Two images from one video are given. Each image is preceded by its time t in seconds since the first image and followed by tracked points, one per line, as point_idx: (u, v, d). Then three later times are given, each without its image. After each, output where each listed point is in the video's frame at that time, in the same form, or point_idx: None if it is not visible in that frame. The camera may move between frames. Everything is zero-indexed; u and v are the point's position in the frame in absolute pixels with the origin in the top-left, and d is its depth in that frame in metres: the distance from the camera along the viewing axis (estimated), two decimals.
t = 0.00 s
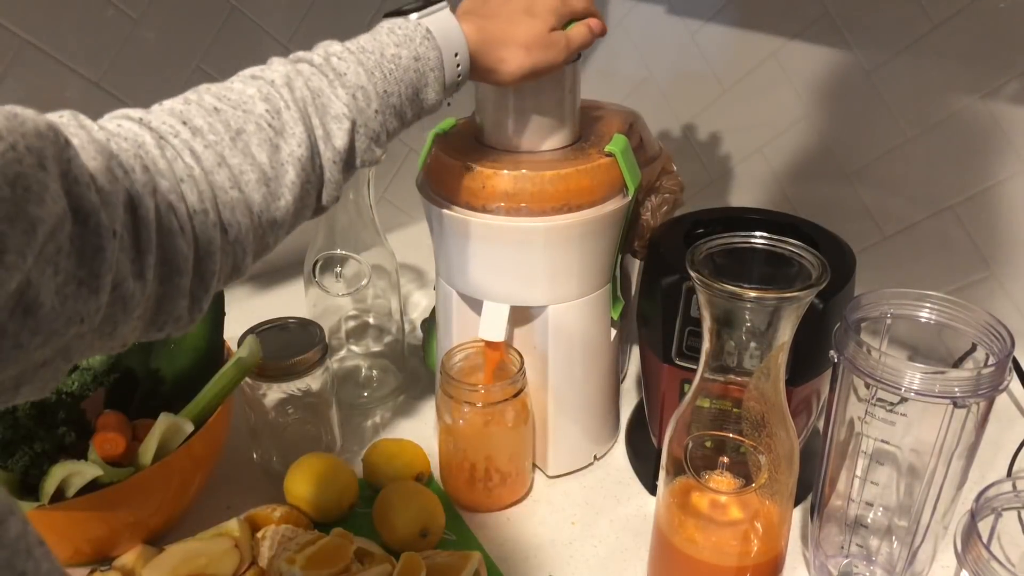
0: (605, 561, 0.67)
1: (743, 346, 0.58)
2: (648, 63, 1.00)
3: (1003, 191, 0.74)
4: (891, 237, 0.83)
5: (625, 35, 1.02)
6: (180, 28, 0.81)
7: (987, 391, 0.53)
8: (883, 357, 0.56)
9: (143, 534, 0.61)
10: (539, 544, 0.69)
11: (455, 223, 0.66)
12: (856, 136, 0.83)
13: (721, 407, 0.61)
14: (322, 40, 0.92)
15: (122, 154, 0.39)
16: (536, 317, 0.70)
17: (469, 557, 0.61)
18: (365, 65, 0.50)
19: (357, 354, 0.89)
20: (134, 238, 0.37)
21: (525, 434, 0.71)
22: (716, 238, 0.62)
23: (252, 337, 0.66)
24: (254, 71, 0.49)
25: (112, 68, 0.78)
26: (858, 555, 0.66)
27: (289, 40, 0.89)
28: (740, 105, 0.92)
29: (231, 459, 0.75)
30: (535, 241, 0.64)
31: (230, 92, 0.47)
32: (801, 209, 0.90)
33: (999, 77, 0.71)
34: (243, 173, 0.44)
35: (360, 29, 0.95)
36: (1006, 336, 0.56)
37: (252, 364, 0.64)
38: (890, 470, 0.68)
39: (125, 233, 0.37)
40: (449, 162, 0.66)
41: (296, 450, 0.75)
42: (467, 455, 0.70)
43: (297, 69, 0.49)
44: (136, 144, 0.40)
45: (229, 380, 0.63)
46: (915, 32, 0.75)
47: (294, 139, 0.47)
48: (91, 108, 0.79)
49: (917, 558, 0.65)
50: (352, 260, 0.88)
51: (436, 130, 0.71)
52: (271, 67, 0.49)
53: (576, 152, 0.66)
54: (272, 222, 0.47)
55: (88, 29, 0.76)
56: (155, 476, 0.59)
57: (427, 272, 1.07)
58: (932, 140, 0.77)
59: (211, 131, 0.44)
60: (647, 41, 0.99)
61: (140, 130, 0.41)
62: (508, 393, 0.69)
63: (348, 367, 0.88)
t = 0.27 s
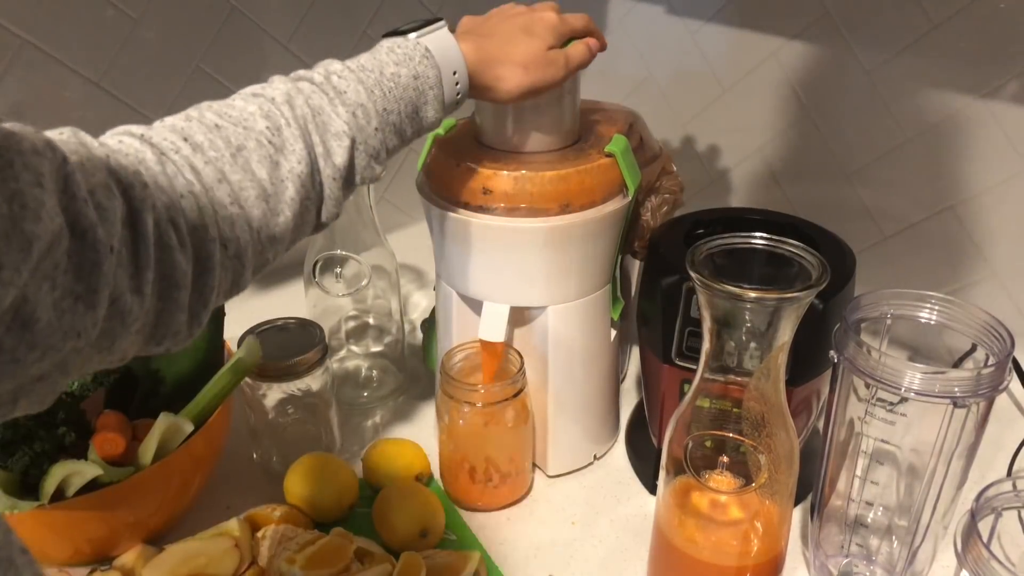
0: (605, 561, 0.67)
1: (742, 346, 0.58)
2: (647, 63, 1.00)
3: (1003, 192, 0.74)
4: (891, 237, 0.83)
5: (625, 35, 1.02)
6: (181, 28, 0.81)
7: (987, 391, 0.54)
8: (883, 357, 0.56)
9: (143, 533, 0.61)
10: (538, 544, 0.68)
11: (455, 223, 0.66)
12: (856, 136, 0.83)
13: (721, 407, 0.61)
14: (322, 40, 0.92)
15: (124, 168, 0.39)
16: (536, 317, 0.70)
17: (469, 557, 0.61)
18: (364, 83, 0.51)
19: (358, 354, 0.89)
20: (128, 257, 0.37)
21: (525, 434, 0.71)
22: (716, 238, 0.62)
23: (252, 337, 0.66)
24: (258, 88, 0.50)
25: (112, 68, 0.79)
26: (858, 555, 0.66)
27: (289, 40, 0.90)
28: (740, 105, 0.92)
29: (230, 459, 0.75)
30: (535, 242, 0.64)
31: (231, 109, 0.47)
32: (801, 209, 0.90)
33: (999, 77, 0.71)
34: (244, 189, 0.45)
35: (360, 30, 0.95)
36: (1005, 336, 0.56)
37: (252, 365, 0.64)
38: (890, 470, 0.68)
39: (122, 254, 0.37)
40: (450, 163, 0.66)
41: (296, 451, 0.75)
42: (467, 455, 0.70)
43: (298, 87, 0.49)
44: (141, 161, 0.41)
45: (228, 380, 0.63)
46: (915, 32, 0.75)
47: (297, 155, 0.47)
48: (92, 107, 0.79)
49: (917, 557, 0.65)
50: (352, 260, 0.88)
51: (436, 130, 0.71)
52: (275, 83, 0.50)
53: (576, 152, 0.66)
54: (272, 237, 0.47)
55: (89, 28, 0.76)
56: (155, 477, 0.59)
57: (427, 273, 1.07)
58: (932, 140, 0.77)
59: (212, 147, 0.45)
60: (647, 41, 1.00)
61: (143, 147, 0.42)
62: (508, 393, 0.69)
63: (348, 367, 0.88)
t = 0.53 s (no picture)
0: (610, 561, 0.67)
1: (747, 346, 0.58)
2: (652, 63, 1.00)
3: (1008, 192, 0.74)
4: (896, 237, 0.83)
5: (630, 35, 1.02)
6: (187, 27, 0.81)
7: (993, 391, 0.53)
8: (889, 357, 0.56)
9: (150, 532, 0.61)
10: (543, 543, 0.69)
11: (461, 222, 0.66)
12: (862, 136, 0.83)
13: (726, 407, 0.62)
14: (327, 39, 0.92)
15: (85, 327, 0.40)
16: (541, 316, 0.69)
17: (474, 555, 0.61)
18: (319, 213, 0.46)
19: (362, 354, 0.90)
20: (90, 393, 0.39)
21: (529, 433, 0.71)
22: (721, 238, 0.62)
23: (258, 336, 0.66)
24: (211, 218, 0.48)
25: (118, 67, 0.79)
26: (863, 555, 0.66)
27: (294, 39, 0.90)
28: (746, 105, 0.92)
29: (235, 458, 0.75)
30: (540, 240, 0.64)
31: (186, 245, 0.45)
32: (807, 209, 0.90)
33: (1004, 77, 0.71)
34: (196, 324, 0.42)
35: (365, 29, 0.95)
36: (1011, 336, 0.56)
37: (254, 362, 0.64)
38: (895, 470, 0.68)
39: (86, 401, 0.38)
40: (455, 162, 0.66)
41: (301, 449, 0.75)
42: (472, 454, 0.70)
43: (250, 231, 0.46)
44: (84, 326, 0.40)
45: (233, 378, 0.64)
46: (921, 32, 0.75)
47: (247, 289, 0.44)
48: (98, 107, 0.79)
49: (922, 557, 0.64)
50: (357, 259, 0.87)
51: (441, 129, 0.71)
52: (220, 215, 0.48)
53: (581, 151, 0.66)
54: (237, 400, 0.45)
55: (95, 27, 0.76)
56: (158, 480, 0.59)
57: (432, 272, 1.07)
58: (937, 140, 0.77)
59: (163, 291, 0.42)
60: (652, 41, 0.99)
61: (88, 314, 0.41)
62: (513, 392, 0.69)
63: (354, 367, 0.89)
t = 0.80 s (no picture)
0: (610, 561, 0.67)
1: (748, 346, 0.58)
2: (653, 63, 1.00)
3: (1008, 192, 0.74)
4: (896, 237, 0.83)
5: (631, 35, 1.02)
6: (187, 28, 0.81)
7: (993, 391, 0.53)
8: (889, 357, 0.56)
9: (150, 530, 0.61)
10: (543, 543, 0.69)
11: (461, 222, 0.66)
12: (862, 136, 0.83)
13: (726, 407, 0.61)
14: (327, 39, 0.92)
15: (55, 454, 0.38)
16: (542, 316, 0.69)
17: (474, 555, 0.61)
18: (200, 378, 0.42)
19: (362, 354, 0.90)
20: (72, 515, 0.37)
21: (529, 432, 0.71)
22: (721, 237, 0.62)
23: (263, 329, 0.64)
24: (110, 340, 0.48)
25: (118, 67, 0.79)
26: (864, 555, 0.66)
27: (294, 39, 0.90)
28: (746, 105, 0.92)
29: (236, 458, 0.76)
30: (540, 240, 0.64)
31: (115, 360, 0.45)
32: (807, 209, 0.90)
33: (1005, 77, 0.71)
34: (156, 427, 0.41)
35: (365, 29, 0.95)
36: (1012, 336, 0.56)
37: (257, 362, 0.62)
38: (895, 470, 0.68)
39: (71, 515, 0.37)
40: (456, 162, 0.66)
41: (301, 449, 0.75)
42: (472, 454, 0.70)
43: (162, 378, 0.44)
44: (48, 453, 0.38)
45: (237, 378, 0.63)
46: (921, 32, 0.75)
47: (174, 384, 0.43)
48: (98, 107, 0.79)
49: (923, 557, 0.64)
50: (357, 259, 0.87)
51: (441, 129, 0.71)
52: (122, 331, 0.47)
53: (581, 151, 0.66)
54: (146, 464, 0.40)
55: (95, 27, 0.76)
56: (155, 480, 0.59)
57: (432, 272, 1.08)
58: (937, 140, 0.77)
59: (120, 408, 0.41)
60: (653, 41, 0.99)
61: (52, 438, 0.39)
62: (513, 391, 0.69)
63: (354, 366, 0.89)
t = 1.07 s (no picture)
0: (610, 562, 0.67)
1: (748, 346, 0.58)
2: (653, 63, 1.00)
3: (1008, 192, 0.74)
4: (896, 236, 0.83)
5: (631, 35, 1.02)
6: (187, 27, 0.81)
7: (993, 391, 0.53)
8: (889, 357, 0.56)
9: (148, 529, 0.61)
10: (543, 543, 0.69)
11: (461, 222, 0.66)
12: (862, 136, 0.83)
13: (726, 407, 0.61)
14: (327, 39, 0.92)
15: (17, 503, 0.33)
16: (542, 316, 0.69)
17: (474, 555, 0.61)
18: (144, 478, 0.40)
19: (362, 354, 0.90)
20: (51, 556, 0.32)
21: (529, 432, 0.71)
22: (721, 237, 0.61)
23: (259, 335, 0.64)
24: (28, 400, 0.43)
25: (118, 67, 0.79)
26: (864, 555, 0.66)
27: (294, 39, 0.90)
28: (746, 106, 0.92)
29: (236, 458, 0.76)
30: (540, 240, 0.64)
31: (42, 423, 0.40)
32: (807, 209, 0.90)
33: (1005, 77, 0.71)
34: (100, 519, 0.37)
35: (365, 29, 0.95)
36: (1012, 336, 0.56)
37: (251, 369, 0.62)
38: (896, 470, 0.68)
39: (54, 549, 0.32)
40: (456, 162, 0.66)
41: (301, 449, 0.75)
42: (472, 454, 0.70)
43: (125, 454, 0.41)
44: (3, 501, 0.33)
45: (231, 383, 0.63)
46: (921, 31, 0.75)
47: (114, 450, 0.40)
48: (98, 106, 0.79)
49: (923, 557, 0.64)
50: (356, 259, 0.87)
51: (442, 129, 0.71)
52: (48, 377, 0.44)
53: (581, 151, 0.66)
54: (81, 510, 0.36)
55: (96, 27, 0.76)
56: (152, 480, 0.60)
57: (432, 272, 1.07)
58: (937, 139, 0.77)
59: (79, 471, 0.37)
60: (653, 41, 0.99)
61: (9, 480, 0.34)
62: (513, 391, 0.69)
63: (354, 366, 0.89)
